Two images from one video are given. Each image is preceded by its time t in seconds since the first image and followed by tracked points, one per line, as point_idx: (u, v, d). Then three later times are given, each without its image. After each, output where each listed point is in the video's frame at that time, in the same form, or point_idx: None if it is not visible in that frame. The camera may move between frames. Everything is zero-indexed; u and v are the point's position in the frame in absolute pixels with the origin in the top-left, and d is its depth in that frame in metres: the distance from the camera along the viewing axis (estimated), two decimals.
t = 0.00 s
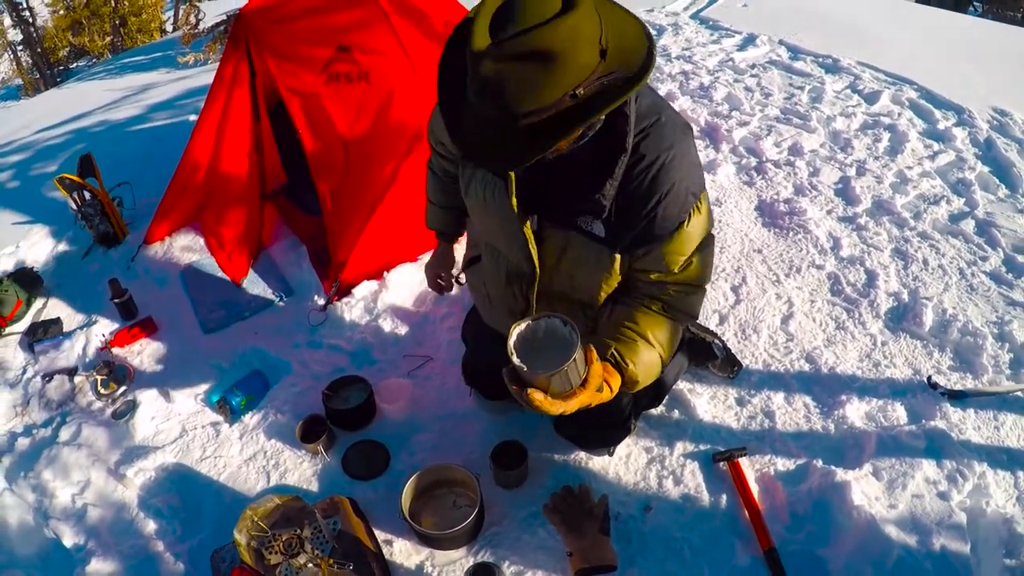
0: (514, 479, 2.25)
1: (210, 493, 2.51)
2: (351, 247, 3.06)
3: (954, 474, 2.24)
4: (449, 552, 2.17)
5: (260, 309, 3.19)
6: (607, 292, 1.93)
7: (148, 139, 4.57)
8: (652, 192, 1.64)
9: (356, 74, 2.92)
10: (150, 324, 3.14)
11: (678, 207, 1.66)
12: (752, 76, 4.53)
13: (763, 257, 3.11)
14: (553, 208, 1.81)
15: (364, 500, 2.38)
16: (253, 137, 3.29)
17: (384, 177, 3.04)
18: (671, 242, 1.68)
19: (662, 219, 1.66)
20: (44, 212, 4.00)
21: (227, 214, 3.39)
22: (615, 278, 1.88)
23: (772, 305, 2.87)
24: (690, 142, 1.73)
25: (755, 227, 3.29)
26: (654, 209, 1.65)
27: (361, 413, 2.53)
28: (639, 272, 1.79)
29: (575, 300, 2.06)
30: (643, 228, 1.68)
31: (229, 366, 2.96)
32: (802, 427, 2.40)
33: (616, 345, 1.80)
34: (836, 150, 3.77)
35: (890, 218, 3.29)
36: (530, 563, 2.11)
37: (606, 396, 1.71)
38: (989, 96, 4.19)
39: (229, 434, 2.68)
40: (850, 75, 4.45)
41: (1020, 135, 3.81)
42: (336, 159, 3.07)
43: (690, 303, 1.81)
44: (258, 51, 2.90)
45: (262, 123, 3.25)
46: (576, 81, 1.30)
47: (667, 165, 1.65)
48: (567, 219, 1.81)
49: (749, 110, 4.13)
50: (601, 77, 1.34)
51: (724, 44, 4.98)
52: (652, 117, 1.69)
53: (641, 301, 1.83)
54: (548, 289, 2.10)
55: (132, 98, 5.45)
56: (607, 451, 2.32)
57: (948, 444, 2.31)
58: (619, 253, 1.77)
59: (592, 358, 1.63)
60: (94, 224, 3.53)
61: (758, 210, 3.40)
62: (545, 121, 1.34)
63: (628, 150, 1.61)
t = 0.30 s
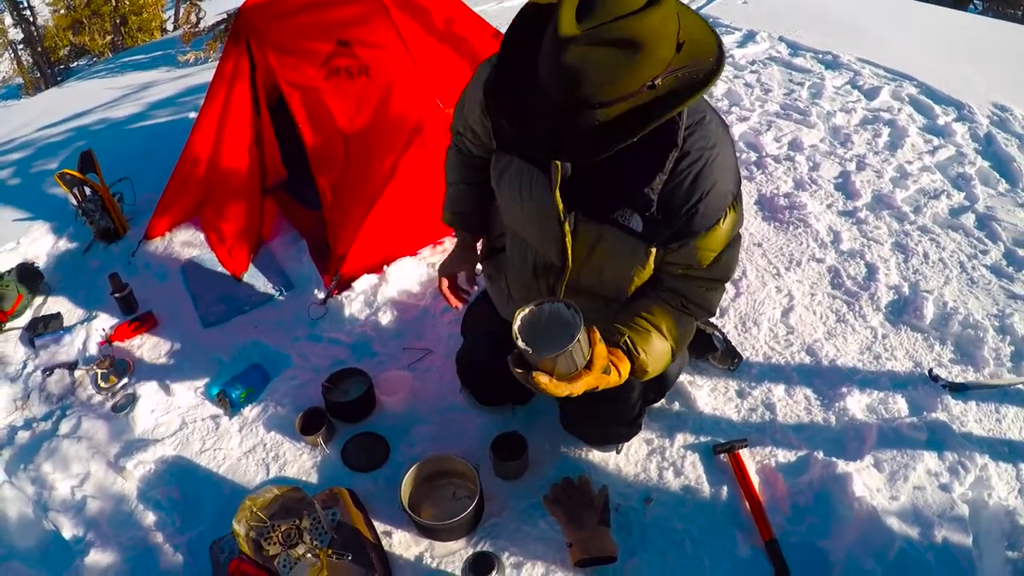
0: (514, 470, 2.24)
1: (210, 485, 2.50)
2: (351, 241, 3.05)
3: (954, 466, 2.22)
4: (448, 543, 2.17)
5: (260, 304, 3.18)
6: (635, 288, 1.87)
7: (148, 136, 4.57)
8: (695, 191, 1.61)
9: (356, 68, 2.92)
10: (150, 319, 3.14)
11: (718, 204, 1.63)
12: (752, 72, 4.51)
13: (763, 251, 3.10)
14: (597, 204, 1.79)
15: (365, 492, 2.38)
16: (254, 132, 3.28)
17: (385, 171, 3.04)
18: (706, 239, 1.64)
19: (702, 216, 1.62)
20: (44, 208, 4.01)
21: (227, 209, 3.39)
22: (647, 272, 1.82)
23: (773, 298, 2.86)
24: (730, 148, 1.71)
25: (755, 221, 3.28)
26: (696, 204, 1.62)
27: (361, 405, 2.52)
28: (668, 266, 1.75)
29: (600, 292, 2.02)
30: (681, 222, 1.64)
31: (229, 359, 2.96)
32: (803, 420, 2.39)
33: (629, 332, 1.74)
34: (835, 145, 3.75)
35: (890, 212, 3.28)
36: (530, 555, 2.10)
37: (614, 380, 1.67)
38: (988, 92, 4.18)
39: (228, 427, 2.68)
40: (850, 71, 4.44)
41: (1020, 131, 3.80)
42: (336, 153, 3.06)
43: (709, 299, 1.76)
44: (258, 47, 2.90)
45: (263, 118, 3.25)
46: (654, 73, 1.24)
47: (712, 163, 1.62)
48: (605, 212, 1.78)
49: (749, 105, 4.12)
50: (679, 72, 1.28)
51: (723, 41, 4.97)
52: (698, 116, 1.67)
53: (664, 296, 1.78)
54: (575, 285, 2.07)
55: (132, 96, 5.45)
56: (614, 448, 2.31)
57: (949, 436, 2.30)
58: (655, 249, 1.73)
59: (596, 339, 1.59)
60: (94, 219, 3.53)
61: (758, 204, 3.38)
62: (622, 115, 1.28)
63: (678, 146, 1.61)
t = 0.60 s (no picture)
0: (513, 469, 2.23)
1: (207, 466, 2.50)
2: (364, 236, 3.07)
3: (958, 488, 2.19)
4: (443, 539, 2.17)
5: (270, 292, 3.20)
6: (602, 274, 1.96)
7: (166, 126, 4.63)
8: (642, 176, 1.73)
9: (378, 67, 2.96)
10: (159, 301, 3.15)
11: (665, 189, 1.73)
12: (767, 92, 4.53)
13: (773, 267, 3.09)
14: (554, 199, 1.89)
15: (362, 483, 2.37)
16: (274, 125, 3.34)
17: (401, 169, 3.08)
18: (661, 225, 1.75)
19: (650, 200, 1.73)
20: (60, 188, 4.06)
21: (242, 199, 3.42)
22: (608, 261, 1.91)
23: (780, 314, 2.85)
24: (679, 132, 1.81)
25: (765, 238, 3.27)
26: (643, 189, 1.72)
27: (364, 397, 2.52)
28: (628, 255, 1.85)
29: (570, 280, 2.11)
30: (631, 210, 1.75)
31: (234, 345, 2.97)
32: (806, 435, 2.36)
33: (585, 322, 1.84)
34: (847, 166, 3.75)
35: (901, 234, 3.27)
36: (525, 554, 2.07)
37: (561, 361, 1.73)
38: (1002, 120, 4.17)
39: (229, 411, 2.68)
40: (864, 95, 4.44)
41: None
42: (353, 150, 3.09)
43: (672, 287, 1.84)
44: (283, 42, 2.92)
45: (283, 112, 3.31)
46: (569, 58, 1.36)
47: (657, 148, 1.74)
48: (565, 204, 1.88)
49: (763, 125, 4.13)
50: (593, 53, 1.40)
51: (739, 61, 5.00)
52: (643, 104, 1.78)
53: (625, 286, 1.87)
54: (555, 279, 2.15)
55: (154, 88, 5.53)
56: (614, 449, 2.29)
57: (954, 457, 2.27)
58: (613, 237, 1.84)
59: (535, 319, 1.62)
60: (112, 201, 3.57)
61: (769, 221, 3.38)
62: (546, 102, 1.39)
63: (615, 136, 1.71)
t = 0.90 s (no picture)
0: (539, 459, 2.23)
1: (228, 445, 2.51)
2: (392, 227, 3.08)
3: (984, 499, 2.18)
4: (465, 526, 2.17)
5: (296, 280, 3.22)
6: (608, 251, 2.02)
7: (196, 120, 4.67)
8: (622, 151, 1.74)
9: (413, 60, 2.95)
10: (184, 282, 3.18)
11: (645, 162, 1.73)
12: (797, 103, 4.55)
13: (801, 273, 3.10)
14: (547, 188, 1.98)
15: (385, 467, 2.37)
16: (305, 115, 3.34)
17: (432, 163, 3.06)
18: (648, 201, 1.74)
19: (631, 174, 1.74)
20: (88, 173, 4.11)
21: (271, 187, 3.45)
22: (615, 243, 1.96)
23: (808, 319, 2.85)
24: (664, 102, 1.77)
25: (793, 244, 3.28)
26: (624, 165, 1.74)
27: (389, 382, 2.53)
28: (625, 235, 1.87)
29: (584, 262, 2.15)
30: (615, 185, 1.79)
31: (259, 329, 2.98)
32: (833, 439, 2.36)
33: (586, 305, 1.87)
34: (876, 178, 3.76)
35: (929, 247, 3.27)
36: (549, 544, 2.08)
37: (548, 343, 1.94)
38: None
39: (251, 391, 2.70)
40: (894, 110, 4.45)
41: None
42: (385, 141, 3.11)
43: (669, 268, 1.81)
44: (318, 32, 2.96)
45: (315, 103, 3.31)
46: (512, 49, 1.40)
47: (637, 121, 1.74)
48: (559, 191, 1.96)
49: (792, 134, 4.15)
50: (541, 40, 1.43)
51: (769, 73, 5.01)
52: (620, 82, 1.79)
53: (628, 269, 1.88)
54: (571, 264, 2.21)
55: (182, 83, 5.59)
56: (640, 442, 2.29)
57: (981, 467, 2.26)
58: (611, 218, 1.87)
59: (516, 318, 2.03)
60: (139, 185, 3.60)
61: (797, 229, 3.39)
62: (494, 92, 1.44)
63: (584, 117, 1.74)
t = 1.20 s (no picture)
0: (571, 453, 2.25)
1: (256, 437, 2.53)
2: (425, 222, 3.12)
3: (1017, 501, 2.18)
4: (497, 520, 2.18)
5: (325, 275, 3.25)
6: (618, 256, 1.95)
7: (224, 117, 4.72)
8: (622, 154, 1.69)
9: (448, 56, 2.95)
10: (212, 276, 3.21)
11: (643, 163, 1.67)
12: (825, 106, 4.56)
13: (831, 274, 3.11)
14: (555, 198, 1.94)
15: (415, 460, 2.39)
16: (335, 110, 3.35)
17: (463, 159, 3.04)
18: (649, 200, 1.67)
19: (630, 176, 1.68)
20: (116, 169, 4.15)
21: (300, 182, 3.48)
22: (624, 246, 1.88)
23: (839, 320, 2.86)
24: (666, 102, 1.73)
25: (823, 245, 3.29)
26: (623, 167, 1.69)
27: (422, 376, 2.56)
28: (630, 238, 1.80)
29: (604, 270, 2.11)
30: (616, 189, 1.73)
31: (289, 323, 3.00)
32: (865, 440, 2.37)
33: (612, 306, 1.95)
34: (906, 181, 3.77)
35: (959, 250, 3.27)
36: (581, 539, 2.09)
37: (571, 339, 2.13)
38: None
39: (280, 384, 2.72)
40: (921, 114, 4.45)
41: None
42: (416, 137, 3.11)
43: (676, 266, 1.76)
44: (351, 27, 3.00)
45: (345, 99, 3.32)
46: (499, 83, 1.41)
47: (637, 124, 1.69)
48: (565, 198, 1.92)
49: (821, 137, 4.16)
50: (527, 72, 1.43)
51: (796, 76, 5.03)
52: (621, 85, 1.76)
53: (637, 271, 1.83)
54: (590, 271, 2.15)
55: (209, 82, 5.64)
56: (674, 438, 2.30)
57: (1014, 469, 2.27)
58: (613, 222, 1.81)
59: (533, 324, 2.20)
60: (168, 179, 3.64)
61: (827, 230, 3.39)
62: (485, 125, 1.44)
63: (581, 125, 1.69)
